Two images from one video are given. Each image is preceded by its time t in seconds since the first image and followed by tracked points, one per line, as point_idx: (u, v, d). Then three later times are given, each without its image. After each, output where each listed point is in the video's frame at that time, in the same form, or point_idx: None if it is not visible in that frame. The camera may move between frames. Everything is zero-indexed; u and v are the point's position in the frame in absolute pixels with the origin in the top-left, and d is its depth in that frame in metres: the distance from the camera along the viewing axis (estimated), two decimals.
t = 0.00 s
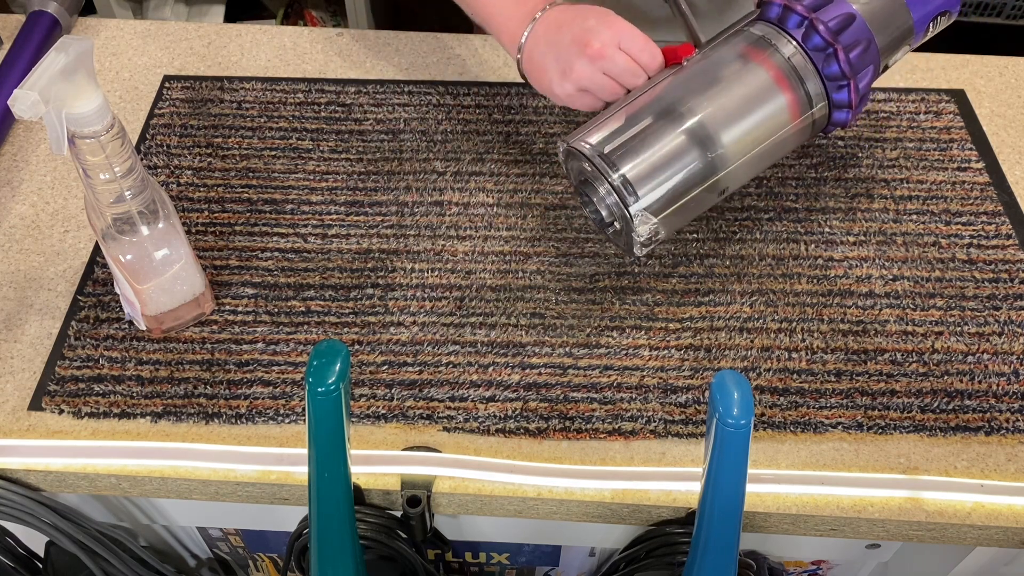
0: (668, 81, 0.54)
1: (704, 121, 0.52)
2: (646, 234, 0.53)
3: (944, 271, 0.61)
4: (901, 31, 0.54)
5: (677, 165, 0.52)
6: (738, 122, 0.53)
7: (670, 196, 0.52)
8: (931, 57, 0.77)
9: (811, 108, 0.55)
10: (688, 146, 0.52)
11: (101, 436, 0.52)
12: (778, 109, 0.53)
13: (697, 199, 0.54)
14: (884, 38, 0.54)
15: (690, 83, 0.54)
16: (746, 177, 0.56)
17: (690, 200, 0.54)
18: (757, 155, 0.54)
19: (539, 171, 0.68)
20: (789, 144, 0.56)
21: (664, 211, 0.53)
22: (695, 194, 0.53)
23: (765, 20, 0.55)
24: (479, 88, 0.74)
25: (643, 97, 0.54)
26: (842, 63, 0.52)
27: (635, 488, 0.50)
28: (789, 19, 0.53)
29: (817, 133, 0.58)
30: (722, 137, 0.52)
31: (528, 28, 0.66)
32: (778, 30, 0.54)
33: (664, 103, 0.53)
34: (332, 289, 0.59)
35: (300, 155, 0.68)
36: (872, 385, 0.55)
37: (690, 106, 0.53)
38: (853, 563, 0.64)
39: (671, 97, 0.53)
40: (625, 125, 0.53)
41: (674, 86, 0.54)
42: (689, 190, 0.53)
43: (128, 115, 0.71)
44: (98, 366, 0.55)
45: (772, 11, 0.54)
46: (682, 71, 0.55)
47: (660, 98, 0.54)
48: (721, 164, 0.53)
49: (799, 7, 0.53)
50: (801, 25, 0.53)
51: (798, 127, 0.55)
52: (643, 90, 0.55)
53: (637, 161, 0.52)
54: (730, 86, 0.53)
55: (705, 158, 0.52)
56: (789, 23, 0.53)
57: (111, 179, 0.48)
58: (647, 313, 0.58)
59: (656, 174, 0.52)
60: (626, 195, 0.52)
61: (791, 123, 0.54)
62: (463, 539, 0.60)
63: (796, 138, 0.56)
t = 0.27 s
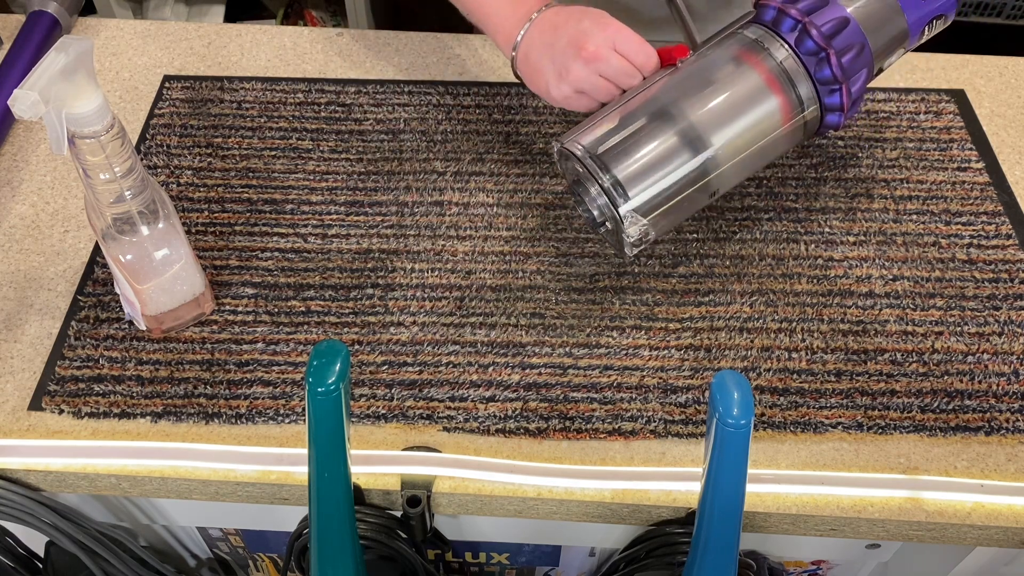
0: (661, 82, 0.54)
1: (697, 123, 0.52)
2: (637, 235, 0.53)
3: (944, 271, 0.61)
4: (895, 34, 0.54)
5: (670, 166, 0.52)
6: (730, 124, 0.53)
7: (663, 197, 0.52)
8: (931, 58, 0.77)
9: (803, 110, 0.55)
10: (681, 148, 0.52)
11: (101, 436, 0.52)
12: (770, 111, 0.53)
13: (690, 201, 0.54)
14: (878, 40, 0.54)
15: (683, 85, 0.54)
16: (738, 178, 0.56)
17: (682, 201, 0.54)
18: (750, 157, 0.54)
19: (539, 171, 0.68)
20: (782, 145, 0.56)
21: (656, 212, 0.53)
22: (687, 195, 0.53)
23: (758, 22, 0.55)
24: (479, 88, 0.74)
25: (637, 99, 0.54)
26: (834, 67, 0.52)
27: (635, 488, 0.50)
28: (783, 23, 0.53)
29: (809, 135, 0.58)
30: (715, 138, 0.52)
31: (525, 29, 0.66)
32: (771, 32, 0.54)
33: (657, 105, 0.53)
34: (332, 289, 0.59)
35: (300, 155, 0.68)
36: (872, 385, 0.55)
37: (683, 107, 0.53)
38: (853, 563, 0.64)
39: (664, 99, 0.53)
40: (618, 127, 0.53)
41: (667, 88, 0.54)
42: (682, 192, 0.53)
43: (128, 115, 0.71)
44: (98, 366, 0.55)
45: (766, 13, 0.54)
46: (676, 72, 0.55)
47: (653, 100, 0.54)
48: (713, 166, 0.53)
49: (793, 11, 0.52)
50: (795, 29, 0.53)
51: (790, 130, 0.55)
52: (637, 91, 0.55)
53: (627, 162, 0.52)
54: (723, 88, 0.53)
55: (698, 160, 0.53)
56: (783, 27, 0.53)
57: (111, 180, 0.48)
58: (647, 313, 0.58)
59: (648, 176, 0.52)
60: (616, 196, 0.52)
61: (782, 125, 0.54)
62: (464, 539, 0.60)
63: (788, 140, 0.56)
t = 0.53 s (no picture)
0: (659, 96, 0.55)
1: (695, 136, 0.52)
2: (639, 249, 0.53)
3: (944, 271, 0.61)
4: (891, 37, 0.54)
5: (670, 180, 0.52)
6: (729, 136, 0.53)
7: (665, 211, 0.53)
8: (932, 57, 0.77)
9: (801, 118, 0.54)
10: (680, 161, 0.52)
11: (101, 436, 0.52)
12: (770, 121, 0.53)
13: (691, 213, 0.54)
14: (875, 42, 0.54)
15: (680, 98, 0.54)
16: (739, 188, 0.56)
17: (684, 214, 0.54)
18: (750, 167, 0.54)
19: (540, 171, 0.68)
20: (782, 153, 0.56)
21: (658, 226, 0.53)
22: (688, 208, 0.53)
23: (754, 32, 0.54)
24: (479, 88, 0.74)
25: (635, 115, 0.55)
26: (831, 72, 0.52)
27: (635, 488, 0.50)
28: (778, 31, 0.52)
29: (809, 141, 0.58)
30: (713, 151, 0.53)
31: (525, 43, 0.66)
32: (766, 42, 0.54)
33: (655, 120, 0.54)
34: (332, 289, 0.59)
35: (300, 155, 0.68)
36: (872, 385, 0.55)
37: (681, 121, 0.53)
38: (853, 563, 0.64)
39: (662, 114, 0.54)
40: (618, 143, 0.54)
41: (665, 102, 0.54)
42: (684, 205, 0.53)
43: (128, 115, 0.71)
44: (98, 366, 0.55)
45: (761, 24, 0.54)
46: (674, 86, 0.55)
47: (652, 114, 0.54)
48: (713, 178, 0.53)
49: (788, 19, 0.52)
50: (789, 37, 0.52)
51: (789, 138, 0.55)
52: (636, 105, 0.56)
53: (627, 178, 0.52)
54: (722, 99, 0.53)
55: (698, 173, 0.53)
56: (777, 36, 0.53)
57: (111, 179, 0.48)
58: (647, 313, 0.58)
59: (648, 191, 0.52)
60: (616, 213, 0.52)
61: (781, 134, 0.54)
62: (464, 539, 0.60)
63: (788, 147, 0.56)
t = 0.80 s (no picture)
0: (677, 94, 0.54)
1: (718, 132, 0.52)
2: (665, 249, 0.52)
3: (944, 271, 0.61)
4: (903, 31, 0.55)
5: (694, 177, 0.52)
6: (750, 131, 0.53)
7: (690, 209, 0.52)
8: (932, 57, 0.77)
9: (818, 113, 0.55)
10: (703, 158, 0.52)
11: (101, 436, 0.52)
12: (788, 116, 0.53)
13: (715, 211, 0.54)
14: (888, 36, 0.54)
15: (698, 96, 0.54)
16: (759, 186, 0.56)
17: (708, 212, 0.53)
18: (770, 163, 0.54)
19: (540, 171, 0.68)
20: (800, 150, 0.56)
21: (684, 225, 0.52)
22: (712, 206, 0.53)
23: (768, 29, 0.55)
24: (479, 88, 0.74)
25: (654, 114, 0.54)
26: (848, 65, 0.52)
27: (634, 488, 0.50)
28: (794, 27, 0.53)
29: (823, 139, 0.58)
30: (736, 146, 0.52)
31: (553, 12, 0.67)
32: (781, 38, 0.54)
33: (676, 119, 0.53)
34: (332, 289, 0.59)
35: (300, 155, 0.68)
36: (872, 385, 0.55)
37: (701, 118, 0.53)
38: (853, 563, 0.64)
39: (682, 111, 0.53)
40: (639, 142, 0.53)
41: (683, 100, 0.54)
42: (708, 202, 0.53)
43: (128, 115, 0.71)
44: (98, 366, 0.55)
45: (774, 20, 0.54)
46: (690, 84, 0.55)
47: (671, 113, 0.54)
48: (736, 174, 0.53)
49: (802, 15, 0.53)
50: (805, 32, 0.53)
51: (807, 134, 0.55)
52: (654, 105, 0.55)
53: (651, 178, 0.51)
54: (740, 95, 0.53)
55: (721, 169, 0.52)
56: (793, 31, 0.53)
57: (111, 179, 0.48)
58: (647, 313, 0.58)
59: (673, 189, 0.51)
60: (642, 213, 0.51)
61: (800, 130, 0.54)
62: (463, 539, 0.60)
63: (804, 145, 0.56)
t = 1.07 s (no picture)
0: (660, 98, 0.55)
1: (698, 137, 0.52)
2: (643, 252, 0.53)
3: (944, 271, 0.61)
4: (891, 37, 0.54)
5: (673, 182, 0.52)
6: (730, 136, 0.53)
7: (669, 213, 0.52)
8: (932, 57, 0.77)
9: (802, 120, 0.54)
10: (682, 163, 0.52)
11: (101, 436, 0.52)
12: (771, 121, 0.53)
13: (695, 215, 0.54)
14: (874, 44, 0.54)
15: (681, 100, 0.54)
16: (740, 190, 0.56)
17: (687, 216, 0.54)
18: (751, 169, 0.55)
19: (540, 171, 0.68)
20: (784, 154, 0.56)
21: (662, 228, 0.53)
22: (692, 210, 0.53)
23: (755, 31, 0.54)
24: (479, 88, 0.74)
25: (637, 117, 0.55)
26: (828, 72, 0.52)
27: (635, 488, 0.50)
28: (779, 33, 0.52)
29: (810, 142, 0.58)
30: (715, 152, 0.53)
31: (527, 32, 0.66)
32: (767, 42, 0.53)
33: (657, 123, 0.54)
34: (332, 289, 0.59)
35: (300, 155, 0.68)
36: (872, 385, 0.55)
37: (684, 123, 0.53)
38: (853, 563, 0.64)
39: (664, 115, 0.54)
40: (621, 145, 0.54)
41: (667, 104, 0.54)
42: (686, 206, 0.53)
43: (128, 115, 0.71)
44: (98, 366, 0.55)
45: (762, 24, 0.54)
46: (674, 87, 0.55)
47: (653, 116, 0.54)
48: (716, 179, 0.53)
49: (787, 20, 0.52)
50: (789, 38, 0.52)
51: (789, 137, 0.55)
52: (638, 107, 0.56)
53: (629, 181, 0.52)
54: (722, 100, 0.53)
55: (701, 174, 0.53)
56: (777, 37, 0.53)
57: (111, 179, 0.48)
58: (647, 313, 0.58)
59: (651, 193, 0.52)
60: (618, 214, 0.52)
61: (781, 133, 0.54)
62: (464, 539, 0.60)
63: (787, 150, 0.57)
